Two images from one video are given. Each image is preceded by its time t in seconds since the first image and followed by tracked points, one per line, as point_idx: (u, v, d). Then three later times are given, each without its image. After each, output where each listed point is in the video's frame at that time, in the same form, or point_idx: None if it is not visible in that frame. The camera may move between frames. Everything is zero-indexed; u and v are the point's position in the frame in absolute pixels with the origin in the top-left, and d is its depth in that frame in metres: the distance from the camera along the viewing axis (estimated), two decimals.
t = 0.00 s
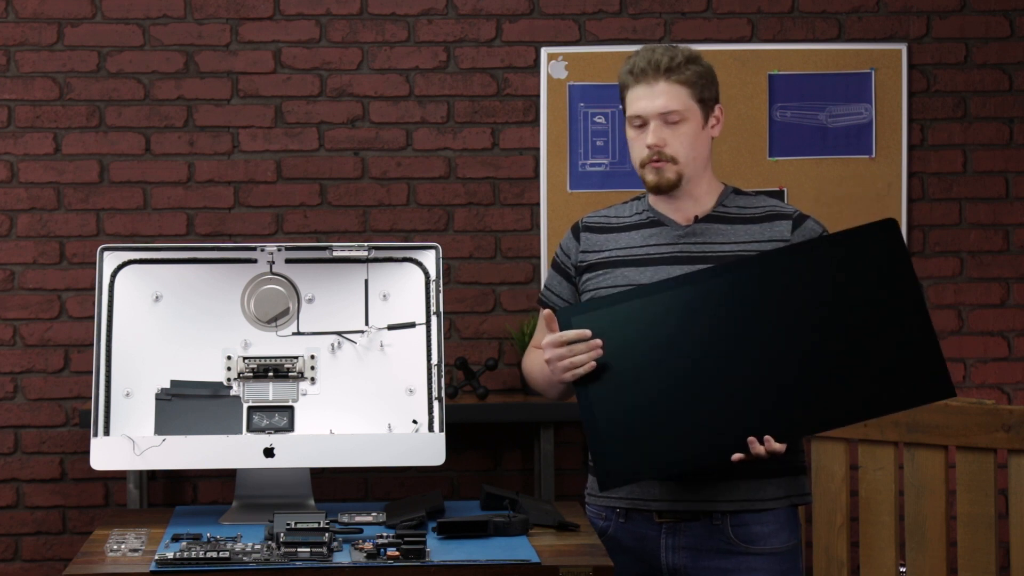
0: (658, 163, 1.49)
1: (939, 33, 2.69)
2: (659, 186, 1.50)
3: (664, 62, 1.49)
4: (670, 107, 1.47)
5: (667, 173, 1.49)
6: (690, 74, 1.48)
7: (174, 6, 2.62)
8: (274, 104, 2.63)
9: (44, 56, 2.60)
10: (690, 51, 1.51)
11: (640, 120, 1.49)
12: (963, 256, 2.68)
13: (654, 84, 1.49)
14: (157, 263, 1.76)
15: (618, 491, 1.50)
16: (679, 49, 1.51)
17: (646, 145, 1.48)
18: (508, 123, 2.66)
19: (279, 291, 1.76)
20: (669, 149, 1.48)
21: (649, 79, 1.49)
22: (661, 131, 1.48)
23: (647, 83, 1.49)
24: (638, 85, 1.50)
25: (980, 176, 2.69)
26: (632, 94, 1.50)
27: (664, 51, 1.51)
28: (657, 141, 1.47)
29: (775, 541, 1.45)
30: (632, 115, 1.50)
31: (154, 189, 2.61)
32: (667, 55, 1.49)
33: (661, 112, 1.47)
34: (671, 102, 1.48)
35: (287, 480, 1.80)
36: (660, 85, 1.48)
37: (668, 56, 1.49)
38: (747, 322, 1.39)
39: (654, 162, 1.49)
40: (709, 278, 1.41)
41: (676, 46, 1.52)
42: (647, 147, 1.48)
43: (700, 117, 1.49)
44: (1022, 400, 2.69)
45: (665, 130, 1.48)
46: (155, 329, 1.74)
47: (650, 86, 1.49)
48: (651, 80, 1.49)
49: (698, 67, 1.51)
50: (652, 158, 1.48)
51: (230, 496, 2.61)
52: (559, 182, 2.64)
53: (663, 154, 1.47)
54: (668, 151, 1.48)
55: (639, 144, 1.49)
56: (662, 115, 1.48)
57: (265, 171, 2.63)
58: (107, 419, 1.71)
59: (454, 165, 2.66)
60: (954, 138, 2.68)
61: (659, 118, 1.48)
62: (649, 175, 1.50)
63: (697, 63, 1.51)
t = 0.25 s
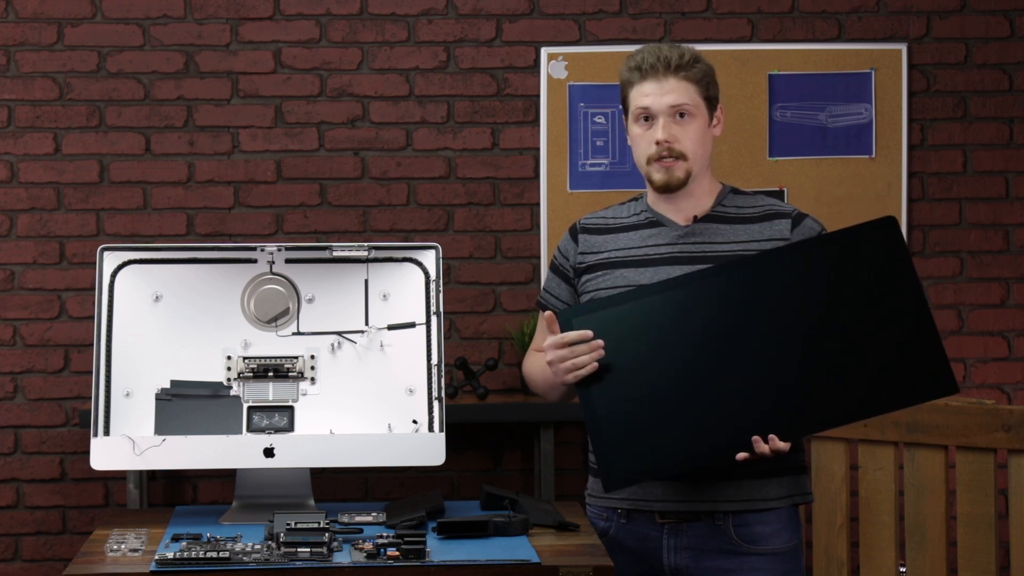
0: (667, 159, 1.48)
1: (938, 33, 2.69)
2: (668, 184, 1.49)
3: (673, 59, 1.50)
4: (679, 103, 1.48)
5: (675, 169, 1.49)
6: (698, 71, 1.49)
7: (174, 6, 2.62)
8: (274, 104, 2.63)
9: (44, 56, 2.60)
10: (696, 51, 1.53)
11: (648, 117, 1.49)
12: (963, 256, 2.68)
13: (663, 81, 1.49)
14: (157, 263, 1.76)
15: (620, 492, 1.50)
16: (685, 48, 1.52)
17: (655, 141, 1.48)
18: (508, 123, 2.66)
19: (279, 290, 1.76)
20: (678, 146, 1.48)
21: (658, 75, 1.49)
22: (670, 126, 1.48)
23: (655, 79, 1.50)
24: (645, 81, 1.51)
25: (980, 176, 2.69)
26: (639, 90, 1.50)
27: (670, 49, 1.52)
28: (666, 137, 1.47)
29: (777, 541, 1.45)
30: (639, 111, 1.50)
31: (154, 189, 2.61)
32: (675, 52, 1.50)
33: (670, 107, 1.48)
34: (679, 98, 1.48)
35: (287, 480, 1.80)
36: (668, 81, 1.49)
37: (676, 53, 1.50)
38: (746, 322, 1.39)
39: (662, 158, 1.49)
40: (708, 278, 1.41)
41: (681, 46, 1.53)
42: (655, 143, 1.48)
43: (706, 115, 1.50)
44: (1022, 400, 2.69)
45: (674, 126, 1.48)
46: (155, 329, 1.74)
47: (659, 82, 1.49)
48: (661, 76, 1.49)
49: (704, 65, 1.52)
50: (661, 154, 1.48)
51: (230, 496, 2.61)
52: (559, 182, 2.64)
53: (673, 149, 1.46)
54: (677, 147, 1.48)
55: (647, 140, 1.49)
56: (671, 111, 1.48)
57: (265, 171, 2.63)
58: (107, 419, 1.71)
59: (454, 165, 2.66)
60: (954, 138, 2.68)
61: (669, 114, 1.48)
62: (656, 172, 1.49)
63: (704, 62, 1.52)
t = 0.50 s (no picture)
0: (665, 159, 1.48)
1: (939, 33, 2.69)
2: (664, 182, 1.49)
3: (673, 59, 1.50)
4: (678, 102, 1.48)
5: (673, 168, 1.48)
6: (697, 71, 1.49)
7: (174, 6, 2.62)
8: (274, 104, 2.63)
9: (44, 56, 2.60)
10: (696, 51, 1.52)
11: (647, 116, 1.49)
12: (963, 256, 2.68)
13: (663, 80, 1.49)
14: (157, 263, 1.76)
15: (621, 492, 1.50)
16: (685, 48, 1.52)
17: (652, 141, 1.48)
18: (508, 123, 2.66)
19: (279, 290, 1.76)
20: (675, 145, 1.48)
21: (657, 74, 1.49)
22: (668, 126, 1.48)
23: (654, 78, 1.49)
24: (645, 80, 1.50)
25: (980, 176, 2.69)
26: (639, 90, 1.50)
27: (671, 49, 1.52)
28: (664, 136, 1.47)
29: (778, 541, 1.45)
30: (638, 110, 1.50)
31: (154, 189, 2.61)
32: (675, 52, 1.50)
33: (669, 107, 1.48)
34: (679, 98, 1.48)
35: (287, 480, 1.80)
36: (667, 81, 1.49)
37: (676, 53, 1.50)
38: (746, 322, 1.39)
39: (660, 157, 1.49)
40: (707, 278, 1.41)
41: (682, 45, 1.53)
42: (654, 142, 1.48)
43: (705, 116, 1.50)
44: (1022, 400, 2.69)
45: (673, 126, 1.48)
46: (155, 329, 1.74)
47: (659, 82, 1.49)
48: (660, 76, 1.49)
49: (704, 66, 1.52)
50: (658, 153, 1.48)
51: (230, 496, 2.61)
52: (559, 182, 2.64)
53: (670, 149, 1.46)
54: (674, 147, 1.48)
55: (645, 139, 1.48)
56: (670, 111, 1.48)
57: (265, 171, 2.63)
58: (107, 419, 1.71)
59: (454, 165, 2.66)
60: (954, 138, 2.68)
61: (668, 114, 1.48)
62: (654, 170, 1.49)
63: (704, 62, 1.52)
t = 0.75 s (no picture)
0: (666, 159, 1.48)
1: (939, 33, 2.69)
2: (664, 182, 1.49)
3: (678, 59, 1.50)
4: (681, 103, 1.48)
5: (673, 168, 1.48)
6: (702, 72, 1.49)
7: (174, 6, 2.62)
8: (274, 104, 2.63)
9: (44, 56, 2.60)
10: (702, 51, 1.52)
11: (650, 115, 1.49)
12: (963, 256, 2.68)
13: (667, 80, 1.49)
14: (157, 263, 1.76)
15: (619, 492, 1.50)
16: (690, 49, 1.52)
17: (655, 139, 1.48)
18: (508, 123, 2.66)
19: (279, 290, 1.76)
20: (676, 145, 1.48)
21: (662, 73, 1.49)
22: (671, 126, 1.48)
23: (659, 77, 1.49)
24: (649, 79, 1.50)
25: (980, 176, 2.69)
26: (642, 88, 1.50)
27: (677, 49, 1.51)
28: (667, 136, 1.47)
29: (777, 541, 1.45)
30: (641, 109, 1.49)
31: (154, 189, 2.61)
32: (681, 52, 1.50)
33: (672, 107, 1.48)
34: (682, 98, 1.48)
35: (287, 480, 1.80)
36: (672, 81, 1.49)
37: (682, 53, 1.50)
38: (745, 322, 1.39)
39: (661, 157, 1.49)
40: (707, 278, 1.41)
41: (688, 46, 1.53)
42: (655, 142, 1.48)
43: (708, 117, 1.50)
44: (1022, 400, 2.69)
45: (675, 126, 1.48)
46: (155, 329, 1.74)
47: (663, 81, 1.49)
48: (665, 75, 1.49)
49: (709, 67, 1.52)
50: (660, 152, 1.48)
51: (230, 496, 2.61)
52: (559, 182, 2.64)
53: (672, 148, 1.46)
54: (676, 147, 1.48)
55: (648, 138, 1.48)
56: (673, 111, 1.48)
57: (265, 171, 2.63)
58: (107, 419, 1.71)
59: (454, 165, 2.66)
60: (954, 138, 2.68)
61: (671, 113, 1.48)
62: (654, 170, 1.49)
63: (710, 63, 1.52)
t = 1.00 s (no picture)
0: (668, 158, 1.48)
1: (939, 33, 2.69)
2: (666, 182, 1.49)
3: (680, 59, 1.50)
4: (683, 102, 1.48)
5: (675, 168, 1.48)
6: (704, 72, 1.49)
7: (174, 6, 2.62)
8: (274, 104, 2.63)
9: (44, 56, 2.60)
10: (704, 52, 1.52)
11: (652, 115, 1.49)
12: (963, 256, 2.68)
13: (669, 80, 1.49)
14: (157, 263, 1.76)
15: (619, 491, 1.49)
16: (692, 49, 1.52)
17: (657, 139, 1.48)
18: (508, 123, 2.66)
19: (279, 290, 1.76)
20: (678, 145, 1.48)
21: (664, 73, 1.49)
22: (673, 126, 1.48)
23: (661, 77, 1.49)
24: (651, 79, 1.50)
25: (980, 176, 2.69)
26: (644, 89, 1.50)
27: (679, 49, 1.52)
28: (668, 135, 1.47)
29: (776, 541, 1.45)
30: (643, 109, 1.50)
31: (154, 189, 2.61)
32: (683, 52, 1.50)
33: (673, 107, 1.48)
34: (684, 98, 1.48)
35: (287, 480, 1.80)
36: (673, 81, 1.49)
37: (684, 53, 1.50)
38: (746, 322, 1.39)
39: (663, 156, 1.48)
40: (708, 278, 1.41)
41: (690, 46, 1.53)
42: (657, 141, 1.48)
43: (709, 117, 1.50)
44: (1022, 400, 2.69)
45: (677, 126, 1.48)
46: (155, 329, 1.74)
47: (665, 81, 1.49)
48: (668, 75, 1.49)
49: (712, 67, 1.52)
50: (662, 152, 1.48)
51: (230, 496, 2.61)
52: (559, 182, 2.64)
53: (674, 148, 1.46)
54: (678, 146, 1.48)
55: (650, 138, 1.48)
56: (675, 111, 1.48)
57: (265, 171, 2.63)
58: (107, 419, 1.71)
59: (454, 165, 2.66)
60: (954, 138, 2.68)
61: (673, 113, 1.48)
62: (656, 169, 1.49)
63: (712, 64, 1.52)
